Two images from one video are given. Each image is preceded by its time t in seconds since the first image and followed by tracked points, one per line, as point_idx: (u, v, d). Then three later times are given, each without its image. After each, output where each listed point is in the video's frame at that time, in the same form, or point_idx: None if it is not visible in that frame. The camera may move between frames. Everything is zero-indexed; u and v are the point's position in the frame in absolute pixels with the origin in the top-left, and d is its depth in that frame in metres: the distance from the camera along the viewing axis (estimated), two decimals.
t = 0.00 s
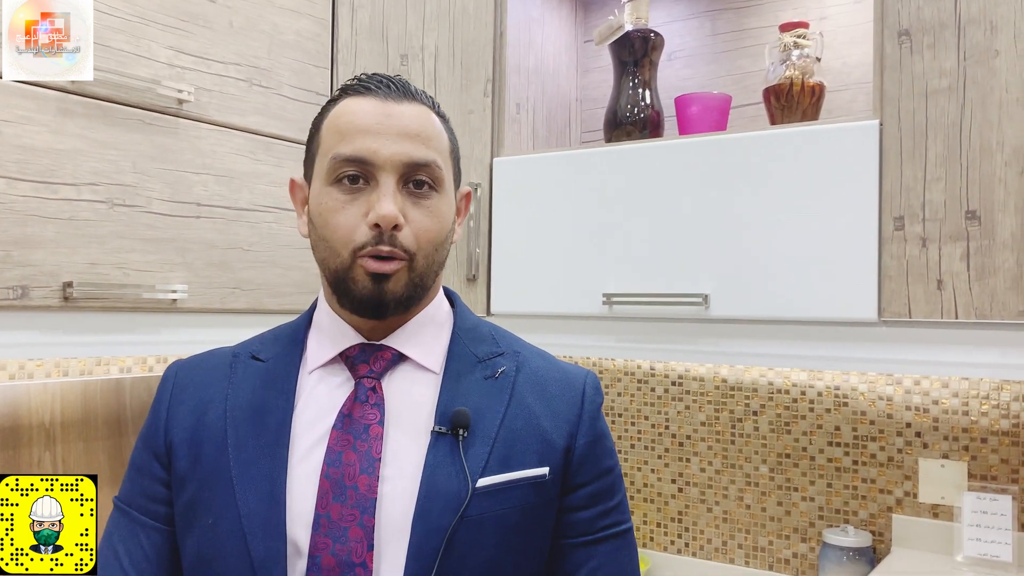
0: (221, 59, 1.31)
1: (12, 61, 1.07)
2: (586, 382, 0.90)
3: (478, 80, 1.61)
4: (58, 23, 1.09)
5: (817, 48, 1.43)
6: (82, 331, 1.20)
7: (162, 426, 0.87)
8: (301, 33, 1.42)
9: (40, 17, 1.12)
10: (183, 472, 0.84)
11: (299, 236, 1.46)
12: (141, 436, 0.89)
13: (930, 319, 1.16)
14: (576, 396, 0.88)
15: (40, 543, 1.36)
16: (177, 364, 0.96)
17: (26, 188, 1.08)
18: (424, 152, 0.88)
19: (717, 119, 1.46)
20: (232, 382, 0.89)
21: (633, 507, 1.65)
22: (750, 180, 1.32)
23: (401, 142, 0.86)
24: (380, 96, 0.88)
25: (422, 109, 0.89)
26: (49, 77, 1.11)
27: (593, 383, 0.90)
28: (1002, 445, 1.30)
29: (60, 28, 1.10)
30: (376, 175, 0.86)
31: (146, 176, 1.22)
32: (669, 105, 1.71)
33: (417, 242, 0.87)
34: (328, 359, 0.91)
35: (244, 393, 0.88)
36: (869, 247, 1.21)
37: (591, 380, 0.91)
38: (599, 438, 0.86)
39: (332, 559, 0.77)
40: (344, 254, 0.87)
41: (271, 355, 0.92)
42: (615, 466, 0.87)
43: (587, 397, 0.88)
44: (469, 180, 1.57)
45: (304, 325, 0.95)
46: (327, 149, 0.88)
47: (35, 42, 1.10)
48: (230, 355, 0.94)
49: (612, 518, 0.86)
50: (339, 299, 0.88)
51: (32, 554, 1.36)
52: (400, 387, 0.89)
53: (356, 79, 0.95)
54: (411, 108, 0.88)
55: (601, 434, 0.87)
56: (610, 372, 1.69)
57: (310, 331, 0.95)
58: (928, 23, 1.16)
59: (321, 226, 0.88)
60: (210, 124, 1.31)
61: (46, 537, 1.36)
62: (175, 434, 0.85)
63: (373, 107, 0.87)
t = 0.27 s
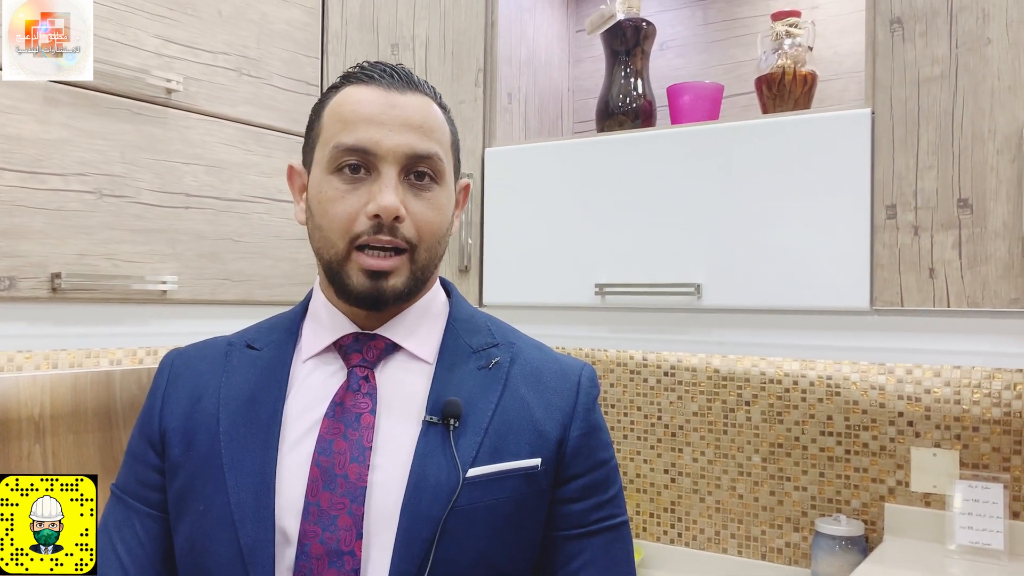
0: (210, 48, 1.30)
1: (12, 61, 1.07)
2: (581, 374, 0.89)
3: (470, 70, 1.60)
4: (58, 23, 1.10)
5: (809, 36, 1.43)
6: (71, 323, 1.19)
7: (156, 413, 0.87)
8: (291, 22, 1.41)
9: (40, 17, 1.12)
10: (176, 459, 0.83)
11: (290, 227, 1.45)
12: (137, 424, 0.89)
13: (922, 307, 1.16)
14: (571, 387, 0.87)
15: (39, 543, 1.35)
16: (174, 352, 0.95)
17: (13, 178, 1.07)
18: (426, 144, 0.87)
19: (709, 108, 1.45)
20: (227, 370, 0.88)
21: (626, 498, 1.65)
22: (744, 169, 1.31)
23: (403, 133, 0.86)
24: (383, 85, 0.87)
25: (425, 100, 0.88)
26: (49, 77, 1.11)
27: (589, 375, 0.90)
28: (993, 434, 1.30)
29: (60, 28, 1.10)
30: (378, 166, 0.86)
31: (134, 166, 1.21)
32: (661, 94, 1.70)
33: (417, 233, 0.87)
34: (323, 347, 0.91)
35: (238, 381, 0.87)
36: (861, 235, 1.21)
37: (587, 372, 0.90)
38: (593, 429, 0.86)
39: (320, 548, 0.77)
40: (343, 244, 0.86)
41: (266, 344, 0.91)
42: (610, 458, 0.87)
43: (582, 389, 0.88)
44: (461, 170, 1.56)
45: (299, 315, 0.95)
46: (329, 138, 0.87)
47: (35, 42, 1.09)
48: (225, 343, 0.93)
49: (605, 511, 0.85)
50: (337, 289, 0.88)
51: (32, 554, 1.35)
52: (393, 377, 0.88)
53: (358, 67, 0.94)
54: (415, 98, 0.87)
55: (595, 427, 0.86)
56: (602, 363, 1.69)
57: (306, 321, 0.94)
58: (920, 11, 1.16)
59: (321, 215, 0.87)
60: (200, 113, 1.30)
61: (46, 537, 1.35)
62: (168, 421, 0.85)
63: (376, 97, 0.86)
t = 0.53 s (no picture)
0: (203, 40, 1.29)
1: (12, 61, 1.07)
2: (578, 367, 0.89)
3: (464, 62, 1.59)
4: (58, 23, 1.10)
5: (804, 28, 1.42)
6: (65, 317, 1.18)
7: (152, 406, 0.87)
8: (284, 14, 1.40)
9: (40, 17, 1.13)
10: (170, 452, 0.83)
11: (284, 220, 1.45)
12: (133, 416, 0.89)
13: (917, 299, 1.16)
14: (567, 381, 0.87)
15: (39, 543, 1.34)
16: (170, 345, 0.95)
17: (4, 170, 1.06)
18: (419, 134, 0.86)
19: (703, 100, 1.45)
20: (221, 363, 0.88)
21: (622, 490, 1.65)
22: (739, 161, 1.31)
23: (396, 123, 0.85)
24: (375, 75, 0.86)
25: (417, 90, 0.87)
26: (51, 77, 1.10)
27: (586, 368, 0.89)
28: (988, 425, 1.30)
29: (60, 28, 1.11)
30: (370, 156, 0.85)
31: (127, 159, 1.20)
32: (656, 87, 1.70)
33: (411, 225, 0.86)
34: (318, 339, 0.90)
35: (233, 373, 0.87)
36: (856, 227, 1.21)
37: (584, 365, 0.90)
38: (590, 423, 0.86)
39: (312, 541, 0.76)
40: (336, 235, 0.86)
41: (261, 337, 0.91)
42: (607, 453, 0.87)
43: (578, 382, 0.87)
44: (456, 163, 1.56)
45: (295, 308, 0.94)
46: (320, 128, 0.86)
47: (35, 42, 1.09)
48: (221, 336, 0.93)
49: (601, 506, 0.85)
50: (330, 280, 0.87)
51: (32, 554, 1.34)
52: (386, 370, 0.88)
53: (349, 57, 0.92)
54: (407, 87, 0.86)
55: (591, 421, 0.86)
56: (598, 356, 1.68)
57: (302, 314, 0.94)
58: (916, 2, 1.16)
59: (313, 207, 0.86)
60: (193, 106, 1.29)
61: (46, 537, 1.33)
62: (163, 414, 0.85)
63: (368, 86, 0.85)
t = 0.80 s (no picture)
0: (201, 36, 1.28)
1: (12, 61, 1.08)
2: (577, 367, 0.89)
3: (463, 58, 1.58)
4: (58, 23, 1.11)
5: (804, 24, 1.42)
6: (63, 313, 1.18)
7: (148, 404, 0.86)
8: (282, 9, 1.40)
9: (40, 17, 1.13)
10: (167, 450, 0.83)
11: (283, 216, 1.44)
12: (129, 413, 0.89)
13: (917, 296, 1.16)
14: (566, 380, 0.87)
15: (39, 543, 1.31)
16: (165, 341, 0.94)
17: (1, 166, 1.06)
18: (420, 140, 0.85)
19: (703, 96, 1.45)
20: (218, 361, 0.87)
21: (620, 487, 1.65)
22: (739, 158, 1.31)
23: (396, 130, 0.84)
24: (374, 77, 0.85)
25: (418, 92, 0.86)
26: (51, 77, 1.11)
27: (585, 368, 0.89)
28: (987, 423, 1.30)
29: (60, 28, 1.11)
30: (371, 164, 0.84)
31: (125, 155, 1.20)
32: (656, 83, 1.69)
33: (412, 233, 0.86)
34: (318, 338, 0.90)
35: (230, 371, 0.86)
36: (857, 224, 1.21)
37: (583, 365, 0.90)
38: (589, 423, 0.86)
39: (311, 543, 0.76)
40: (336, 243, 0.86)
41: (258, 334, 0.90)
42: (606, 452, 0.87)
43: (577, 382, 0.87)
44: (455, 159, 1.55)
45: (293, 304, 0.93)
46: (320, 132, 0.86)
47: (35, 42, 1.10)
48: (218, 332, 0.92)
49: (600, 505, 0.85)
50: (331, 288, 0.87)
51: (32, 554, 1.31)
52: (386, 370, 0.88)
53: (346, 53, 0.91)
54: (408, 90, 0.85)
55: (590, 420, 0.86)
56: (597, 353, 1.68)
57: (299, 311, 0.93)
58: None
59: (313, 213, 0.86)
60: (191, 101, 1.29)
61: (46, 537, 1.30)
62: (160, 412, 0.85)
63: (368, 91, 0.84)
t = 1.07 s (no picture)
0: (204, 33, 1.28)
1: (12, 61, 1.07)
2: (579, 368, 0.89)
3: (466, 57, 1.58)
4: (58, 23, 1.11)
5: (808, 25, 1.41)
6: (65, 310, 1.18)
7: (148, 402, 0.86)
8: (285, 7, 1.40)
9: (40, 17, 1.12)
10: (168, 449, 0.82)
11: (285, 214, 1.44)
12: (127, 411, 0.88)
13: (920, 297, 1.16)
14: (569, 382, 0.87)
15: (39, 543, 1.29)
16: (164, 338, 0.94)
17: (4, 162, 1.06)
18: (428, 139, 0.85)
19: (706, 96, 1.44)
20: (220, 360, 0.87)
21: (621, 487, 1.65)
22: (743, 159, 1.30)
23: (406, 127, 0.84)
24: (386, 76, 0.86)
25: (428, 92, 0.87)
26: (51, 77, 1.11)
27: (587, 369, 0.89)
28: (989, 425, 1.30)
29: (60, 28, 1.11)
30: (379, 161, 0.84)
31: (127, 152, 1.20)
32: (659, 83, 1.69)
33: (416, 231, 0.86)
34: (322, 337, 0.90)
35: (233, 370, 0.86)
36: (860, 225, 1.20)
37: (585, 366, 0.90)
38: (591, 424, 0.86)
39: (315, 543, 0.76)
40: (341, 239, 0.85)
41: (260, 333, 0.90)
42: (607, 453, 0.87)
43: (579, 383, 0.87)
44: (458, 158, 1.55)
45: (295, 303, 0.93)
46: (329, 128, 0.86)
47: (35, 42, 1.10)
48: (219, 330, 0.92)
49: (602, 506, 0.85)
50: (334, 283, 0.87)
51: (32, 554, 1.29)
52: (390, 370, 0.88)
53: (358, 52, 0.91)
54: (417, 90, 0.86)
55: (592, 422, 0.86)
56: (598, 353, 1.68)
57: (301, 310, 0.93)
58: None
59: (319, 208, 0.86)
60: (194, 99, 1.28)
61: (46, 537, 1.27)
62: (161, 410, 0.84)
63: (378, 88, 0.84)
